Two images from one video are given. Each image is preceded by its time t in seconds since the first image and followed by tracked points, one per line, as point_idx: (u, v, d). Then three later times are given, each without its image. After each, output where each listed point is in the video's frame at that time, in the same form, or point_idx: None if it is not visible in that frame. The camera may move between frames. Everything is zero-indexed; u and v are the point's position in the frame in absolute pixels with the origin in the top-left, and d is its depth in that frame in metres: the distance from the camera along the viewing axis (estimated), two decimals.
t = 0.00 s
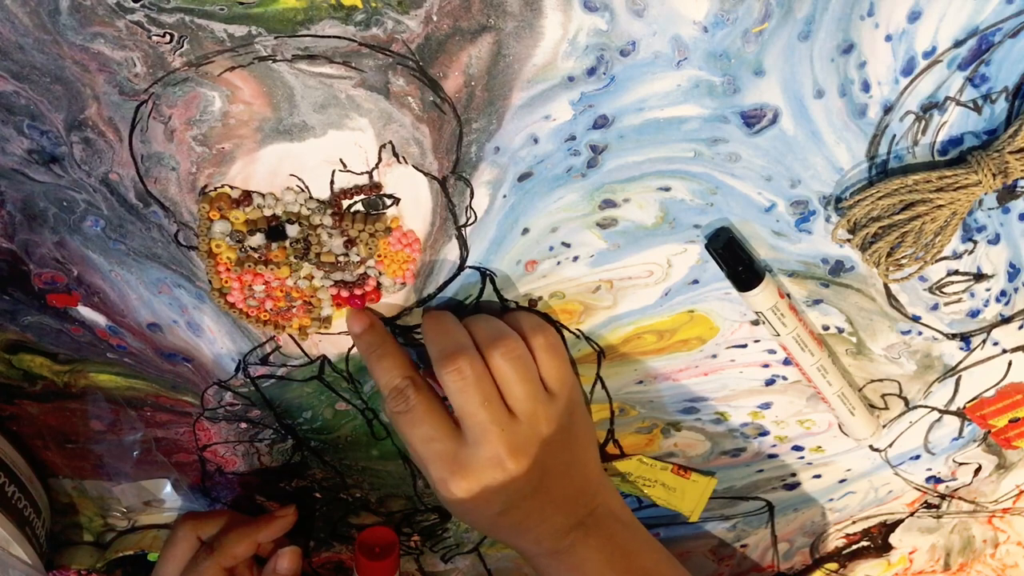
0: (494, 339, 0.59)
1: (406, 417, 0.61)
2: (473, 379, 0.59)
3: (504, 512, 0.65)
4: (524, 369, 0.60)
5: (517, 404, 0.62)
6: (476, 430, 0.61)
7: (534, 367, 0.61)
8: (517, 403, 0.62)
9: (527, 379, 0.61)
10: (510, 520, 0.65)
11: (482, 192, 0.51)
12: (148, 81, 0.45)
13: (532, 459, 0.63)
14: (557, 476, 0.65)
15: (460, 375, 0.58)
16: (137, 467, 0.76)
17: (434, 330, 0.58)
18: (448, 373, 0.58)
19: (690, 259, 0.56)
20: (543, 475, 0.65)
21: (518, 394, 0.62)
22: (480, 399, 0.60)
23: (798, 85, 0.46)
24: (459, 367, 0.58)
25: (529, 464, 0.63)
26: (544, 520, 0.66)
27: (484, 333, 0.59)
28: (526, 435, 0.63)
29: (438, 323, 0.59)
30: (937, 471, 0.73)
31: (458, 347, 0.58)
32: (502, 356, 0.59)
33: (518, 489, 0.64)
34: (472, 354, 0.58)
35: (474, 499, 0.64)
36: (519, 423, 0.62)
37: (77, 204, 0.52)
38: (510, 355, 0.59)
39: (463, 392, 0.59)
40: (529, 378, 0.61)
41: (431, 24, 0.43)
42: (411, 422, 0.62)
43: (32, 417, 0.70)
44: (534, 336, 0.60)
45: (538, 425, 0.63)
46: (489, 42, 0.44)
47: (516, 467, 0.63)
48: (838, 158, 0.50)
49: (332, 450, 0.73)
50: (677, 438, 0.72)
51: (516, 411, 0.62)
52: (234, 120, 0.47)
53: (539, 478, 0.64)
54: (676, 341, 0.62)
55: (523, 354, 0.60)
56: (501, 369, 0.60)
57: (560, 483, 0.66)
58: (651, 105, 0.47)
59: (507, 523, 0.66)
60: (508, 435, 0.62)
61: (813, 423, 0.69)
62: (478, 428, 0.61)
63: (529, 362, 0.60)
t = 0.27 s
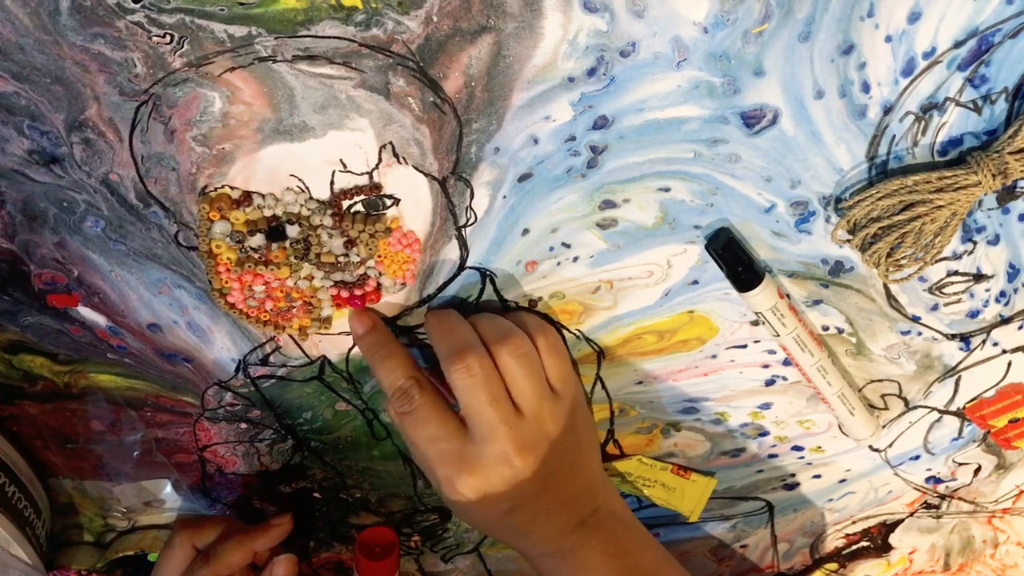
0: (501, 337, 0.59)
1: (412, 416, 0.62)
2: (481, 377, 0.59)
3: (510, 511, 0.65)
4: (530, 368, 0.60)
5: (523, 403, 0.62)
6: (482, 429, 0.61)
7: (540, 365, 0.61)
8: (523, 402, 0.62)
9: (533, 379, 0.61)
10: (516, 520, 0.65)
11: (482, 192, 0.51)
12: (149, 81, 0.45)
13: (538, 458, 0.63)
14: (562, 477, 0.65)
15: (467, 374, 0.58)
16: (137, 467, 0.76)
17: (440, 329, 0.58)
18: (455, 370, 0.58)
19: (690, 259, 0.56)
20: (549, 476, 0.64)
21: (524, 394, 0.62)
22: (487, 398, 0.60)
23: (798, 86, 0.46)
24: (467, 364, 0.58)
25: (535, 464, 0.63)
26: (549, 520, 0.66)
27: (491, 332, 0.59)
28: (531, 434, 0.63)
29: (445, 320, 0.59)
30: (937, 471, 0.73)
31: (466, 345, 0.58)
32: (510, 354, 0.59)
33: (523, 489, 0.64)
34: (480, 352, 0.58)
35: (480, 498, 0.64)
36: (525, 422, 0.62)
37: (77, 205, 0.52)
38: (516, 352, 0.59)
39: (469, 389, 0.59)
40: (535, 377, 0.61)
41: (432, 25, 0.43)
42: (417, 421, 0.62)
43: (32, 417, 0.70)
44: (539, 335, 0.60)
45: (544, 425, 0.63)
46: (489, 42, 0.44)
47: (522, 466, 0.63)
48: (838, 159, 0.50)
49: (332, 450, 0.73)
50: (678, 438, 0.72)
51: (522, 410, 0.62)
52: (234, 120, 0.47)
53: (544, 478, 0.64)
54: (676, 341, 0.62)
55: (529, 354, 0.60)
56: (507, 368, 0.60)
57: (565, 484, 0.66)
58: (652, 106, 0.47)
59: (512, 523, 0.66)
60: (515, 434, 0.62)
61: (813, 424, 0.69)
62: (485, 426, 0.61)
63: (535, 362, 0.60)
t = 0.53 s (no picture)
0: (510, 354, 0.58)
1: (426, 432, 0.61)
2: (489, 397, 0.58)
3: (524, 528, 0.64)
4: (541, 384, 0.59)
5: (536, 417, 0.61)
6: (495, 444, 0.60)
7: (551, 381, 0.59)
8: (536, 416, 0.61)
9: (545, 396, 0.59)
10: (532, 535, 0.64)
11: (483, 195, 0.51)
12: (151, 84, 0.46)
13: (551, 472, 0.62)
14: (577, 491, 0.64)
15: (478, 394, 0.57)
16: (139, 469, 0.76)
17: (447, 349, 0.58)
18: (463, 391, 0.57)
19: (691, 261, 0.56)
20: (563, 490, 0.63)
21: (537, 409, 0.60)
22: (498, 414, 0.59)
23: (798, 89, 0.46)
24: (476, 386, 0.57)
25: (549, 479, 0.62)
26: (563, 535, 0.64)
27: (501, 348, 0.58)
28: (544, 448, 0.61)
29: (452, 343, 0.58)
30: (937, 473, 0.74)
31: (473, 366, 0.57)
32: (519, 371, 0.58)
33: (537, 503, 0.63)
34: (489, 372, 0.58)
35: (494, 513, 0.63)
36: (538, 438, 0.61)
37: (79, 207, 0.52)
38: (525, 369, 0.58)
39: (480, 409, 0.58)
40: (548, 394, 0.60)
41: (433, 28, 0.43)
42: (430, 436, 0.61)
43: (34, 418, 0.70)
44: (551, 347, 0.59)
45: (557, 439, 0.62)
46: (490, 45, 0.44)
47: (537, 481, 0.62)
48: (839, 161, 0.50)
49: (334, 452, 0.73)
50: (678, 440, 0.72)
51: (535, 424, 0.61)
52: (236, 123, 0.48)
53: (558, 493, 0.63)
54: (677, 343, 0.62)
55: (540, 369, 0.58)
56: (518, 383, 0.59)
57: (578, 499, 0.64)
58: (652, 108, 0.47)
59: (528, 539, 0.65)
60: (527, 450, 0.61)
61: (813, 425, 0.69)
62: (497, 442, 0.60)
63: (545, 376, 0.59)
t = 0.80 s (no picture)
0: (504, 336, 0.59)
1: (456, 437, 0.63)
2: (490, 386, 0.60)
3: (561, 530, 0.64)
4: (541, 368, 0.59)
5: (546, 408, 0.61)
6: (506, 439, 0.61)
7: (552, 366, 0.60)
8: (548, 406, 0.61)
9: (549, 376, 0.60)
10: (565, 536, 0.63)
11: (483, 192, 0.51)
12: (149, 81, 0.45)
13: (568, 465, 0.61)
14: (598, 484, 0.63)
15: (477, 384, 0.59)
16: (138, 467, 0.76)
17: (436, 350, 0.60)
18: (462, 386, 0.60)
19: (691, 259, 0.56)
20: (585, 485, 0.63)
21: (545, 396, 0.60)
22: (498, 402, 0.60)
23: (799, 86, 0.46)
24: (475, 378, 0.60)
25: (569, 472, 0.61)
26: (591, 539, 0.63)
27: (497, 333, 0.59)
28: (556, 439, 0.61)
29: (444, 347, 0.60)
30: (937, 471, 0.73)
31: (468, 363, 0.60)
32: (515, 352, 0.58)
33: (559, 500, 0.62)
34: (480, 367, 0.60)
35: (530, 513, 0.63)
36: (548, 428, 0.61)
37: (78, 205, 0.52)
38: (522, 351, 0.58)
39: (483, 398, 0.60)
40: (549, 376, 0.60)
41: (432, 25, 0.43)
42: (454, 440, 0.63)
43: (33, 417, 0.70)
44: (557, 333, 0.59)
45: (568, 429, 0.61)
46: (490, 42, 0.44)
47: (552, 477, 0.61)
48: (839, 159, 0.50)
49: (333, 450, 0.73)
50: (678, 438, 0.72)
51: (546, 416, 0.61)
52: (235, 120, 0.47)
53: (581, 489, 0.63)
54: (677, 341, 0.62)
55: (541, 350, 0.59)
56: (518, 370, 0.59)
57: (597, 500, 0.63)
58: (652, 105, 0.47)
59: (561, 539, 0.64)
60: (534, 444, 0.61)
61: (813, 424, 0.69)
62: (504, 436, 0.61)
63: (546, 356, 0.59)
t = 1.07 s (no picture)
0: (505, 326, 0.58)
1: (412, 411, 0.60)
2: (483, 362, 0.57)
3: (514, 511, 0.62)
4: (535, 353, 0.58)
5: (532, 396, 0.60)
6: (484, 418, 0.59)
7: (547, 355, 0.59)
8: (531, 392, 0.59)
9: (541, 364, 0.59)
10: (524, 522, 0.62)
11: (482, 192, 0.51)
12: (148, 80, 0.45)
13: (546, 452, 0.60)
14: (571, 475, 0.62)
15: (471, 362, 0.57)
16: (137, 467, 0.76)
17: (447, 321, 0.59)
18: (456, 358, 0.57)
19: (690, 258, 0.56)
20: (558, 474, 0.61)
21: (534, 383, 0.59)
22: (487, 384, 0.58)
23: (798, 85, 0.46)
24: (466, 351, 0.57)
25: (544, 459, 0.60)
26: (558, 527, 0.61)
27: (498, 322, 0.59)
28: (539, 425, 0.60)
29: (454, 318, 0.59)
30: (937, 471, 0.73)
31: (464, 330, 0.58)
32: (512, 341, 0.58)
33: (529, 485, 0.61)
34: (478, 340, 0.58)
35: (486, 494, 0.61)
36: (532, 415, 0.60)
37: (77, 204, 0.52)
38: (520, 341, 0.58)
39: (472, 372, 0.57)
40: (542, 365, 0.59)
41: (432, 24, 0.43)
42: (423, 415, 0.60)
43: (32, 416, 0.70)
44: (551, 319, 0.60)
45: (553, 421, 0.60)
46: (489, 41, 0.44)
47: (527, 458, 0.60)
48: (839, 158, 0.50)
49: (333, 450, 0.73)
50: (678, 438, 0.72)
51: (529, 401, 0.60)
52: (235, 119, 0.47)
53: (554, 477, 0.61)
54: (677, 340, 0.62)
55: (535, 340, 0.58)
56: (512, 355, 0.58)
57: (568, 491, 0.62)
58: (652, 105, 0.47)
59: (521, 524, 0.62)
60: (518, 425, 0.59)
61: (813, 423, 0.69)
62: (487, 414, 0.59)
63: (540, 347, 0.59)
